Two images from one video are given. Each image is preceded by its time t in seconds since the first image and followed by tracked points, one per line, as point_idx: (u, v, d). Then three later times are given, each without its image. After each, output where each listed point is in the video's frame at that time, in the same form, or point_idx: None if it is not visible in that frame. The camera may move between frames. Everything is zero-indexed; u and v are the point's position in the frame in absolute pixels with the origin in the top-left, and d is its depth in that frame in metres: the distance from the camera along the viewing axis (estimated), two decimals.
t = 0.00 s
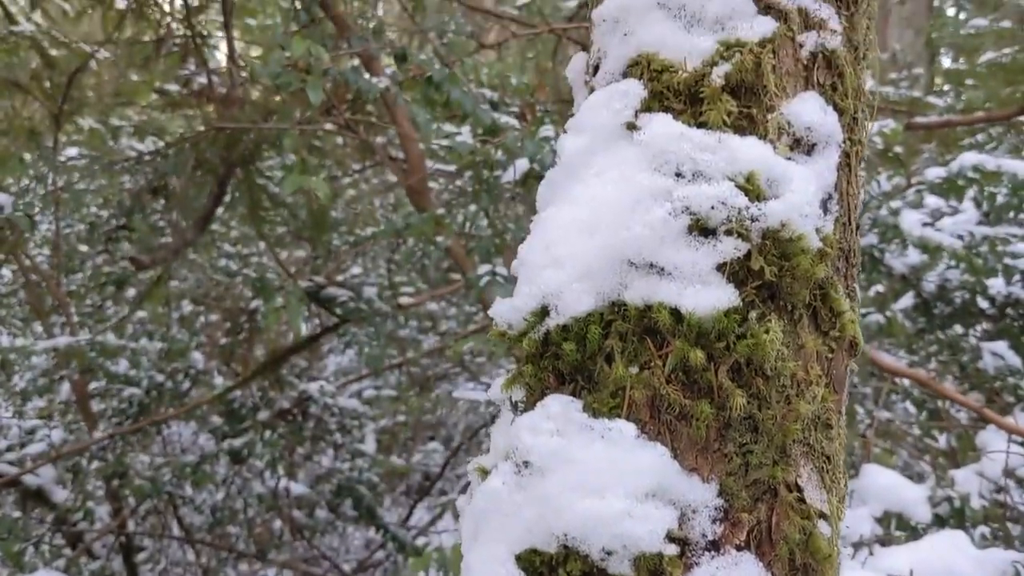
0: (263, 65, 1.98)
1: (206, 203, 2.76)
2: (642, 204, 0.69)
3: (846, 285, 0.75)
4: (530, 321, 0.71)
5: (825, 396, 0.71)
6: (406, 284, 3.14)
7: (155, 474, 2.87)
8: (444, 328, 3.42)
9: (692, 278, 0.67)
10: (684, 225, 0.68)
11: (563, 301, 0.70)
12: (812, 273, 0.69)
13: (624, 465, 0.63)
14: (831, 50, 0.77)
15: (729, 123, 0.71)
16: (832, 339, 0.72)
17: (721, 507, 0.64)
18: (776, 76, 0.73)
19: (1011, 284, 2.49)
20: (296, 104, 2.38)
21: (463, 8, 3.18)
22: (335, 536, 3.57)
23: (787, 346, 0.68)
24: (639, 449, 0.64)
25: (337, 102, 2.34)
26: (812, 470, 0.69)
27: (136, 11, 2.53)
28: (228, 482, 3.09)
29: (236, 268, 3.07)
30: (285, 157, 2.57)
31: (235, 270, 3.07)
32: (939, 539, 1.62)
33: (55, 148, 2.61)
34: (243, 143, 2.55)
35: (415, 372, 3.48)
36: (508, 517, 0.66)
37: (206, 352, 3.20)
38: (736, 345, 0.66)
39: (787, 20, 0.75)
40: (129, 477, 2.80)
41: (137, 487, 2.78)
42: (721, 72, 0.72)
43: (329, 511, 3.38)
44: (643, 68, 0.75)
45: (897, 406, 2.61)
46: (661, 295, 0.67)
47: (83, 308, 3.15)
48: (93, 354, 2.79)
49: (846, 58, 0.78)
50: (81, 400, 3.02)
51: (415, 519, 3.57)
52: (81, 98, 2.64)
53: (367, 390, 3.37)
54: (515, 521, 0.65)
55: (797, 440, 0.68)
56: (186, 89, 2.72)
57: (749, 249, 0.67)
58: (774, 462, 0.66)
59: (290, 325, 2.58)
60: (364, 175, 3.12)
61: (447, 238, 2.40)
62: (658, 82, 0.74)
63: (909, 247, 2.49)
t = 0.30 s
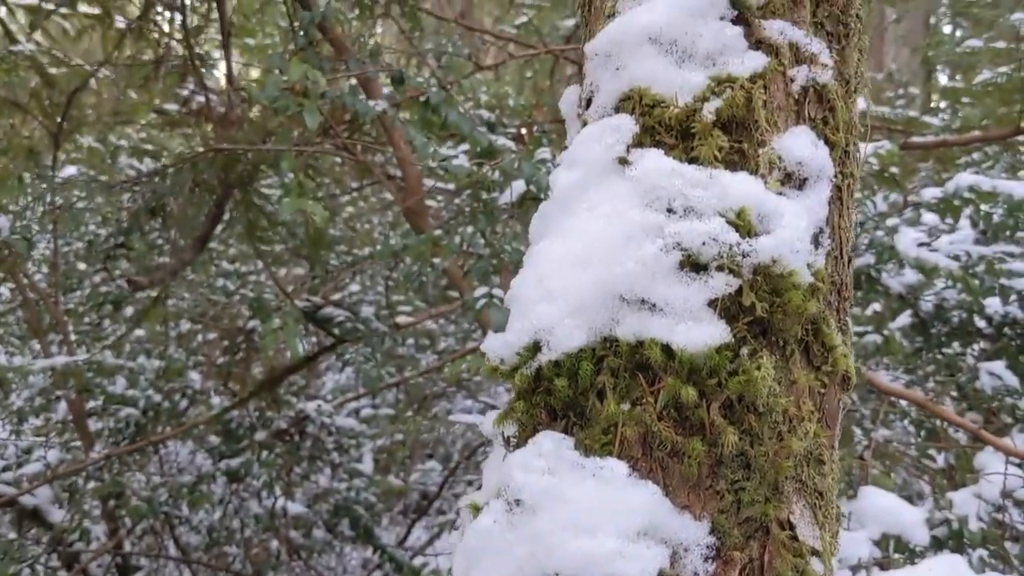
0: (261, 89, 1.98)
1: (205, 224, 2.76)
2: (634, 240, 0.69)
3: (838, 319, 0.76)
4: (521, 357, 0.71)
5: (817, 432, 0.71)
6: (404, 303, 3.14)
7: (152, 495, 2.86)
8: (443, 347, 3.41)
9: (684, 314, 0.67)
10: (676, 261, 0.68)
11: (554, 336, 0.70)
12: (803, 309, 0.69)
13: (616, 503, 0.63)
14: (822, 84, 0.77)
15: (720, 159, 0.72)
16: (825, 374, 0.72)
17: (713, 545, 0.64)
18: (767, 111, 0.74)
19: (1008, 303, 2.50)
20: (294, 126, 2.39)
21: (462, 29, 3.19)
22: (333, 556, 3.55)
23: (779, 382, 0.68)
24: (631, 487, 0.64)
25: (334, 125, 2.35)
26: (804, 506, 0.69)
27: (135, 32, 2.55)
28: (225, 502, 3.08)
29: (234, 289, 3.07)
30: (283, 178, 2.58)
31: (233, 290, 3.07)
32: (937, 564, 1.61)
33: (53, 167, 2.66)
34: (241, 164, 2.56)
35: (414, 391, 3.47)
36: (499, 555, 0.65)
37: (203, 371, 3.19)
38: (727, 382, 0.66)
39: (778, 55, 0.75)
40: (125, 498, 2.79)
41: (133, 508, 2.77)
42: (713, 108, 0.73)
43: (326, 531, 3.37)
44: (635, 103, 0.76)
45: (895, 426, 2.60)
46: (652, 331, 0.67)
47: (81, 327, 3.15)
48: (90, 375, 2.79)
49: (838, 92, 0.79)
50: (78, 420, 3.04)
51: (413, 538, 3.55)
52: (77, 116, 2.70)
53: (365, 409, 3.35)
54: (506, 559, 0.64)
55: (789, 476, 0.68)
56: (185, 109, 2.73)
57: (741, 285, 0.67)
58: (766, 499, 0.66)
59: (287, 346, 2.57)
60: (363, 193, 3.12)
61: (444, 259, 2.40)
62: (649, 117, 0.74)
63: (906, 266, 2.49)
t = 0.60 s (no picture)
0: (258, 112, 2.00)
1: (202, 244, 2.76)
2: (624, 269, 0.69)
3: (829, 346, 0.76)
4: (513, 386, 0.71)
5: (809, 459, 0.71)
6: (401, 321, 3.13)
7: (148, 515, 2.85)
8: (440, 365, 3.40)
9: (673, 343, 0.67)
10: (666, 289, 0.68)
11: (545, 365, 0.70)
12: (794, 337, 0.69)
13: (607, 533, 0.63)
14: (811, 113, 0.78)
15: (710, 188, 0.72)
16: (816, 401, 0.72)
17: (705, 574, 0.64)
18: (756, 140, 0.74)
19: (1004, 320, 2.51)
20: (290, 146, 2.39)
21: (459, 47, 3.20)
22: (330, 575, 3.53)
23: (770, 410, 0.68)
24: (622, 516, 0.64)
25: (330, 145, 2.35)
26: (796, 534, 0.69)
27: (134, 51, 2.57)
28: (222, 522, 3.07)
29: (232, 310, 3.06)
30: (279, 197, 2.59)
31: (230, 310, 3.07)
32: None
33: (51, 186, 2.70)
34: (238, 183, 2.56)
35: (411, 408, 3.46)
36: None
37: (200, 390, 3.19)
38: (718, 412, 0.66)
39: (767, 84, 0.76)
40: (121, 518, 2.78)
41: (129, 528, 2.76)
42: (702, 137, 0.73)
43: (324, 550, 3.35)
44: (625, 132, 0.76)
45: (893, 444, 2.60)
46: (643, 360, 0.67)
47: (79, 345, 3.15)
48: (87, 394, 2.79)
49: (827, 119, 0.79)
50: (75, 438, 3.01)
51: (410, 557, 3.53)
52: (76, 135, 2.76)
53: (362, 427, 3.34)
54: None
55: (781, 505, 0.68)
56: (183, 127, 2.74)
57: (731, 313, 0.68)
58: (757, 528, 0.66)
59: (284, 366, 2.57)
60: (360, 211, 3.12)
61: (440, 279, 2.40)
62: (639, 146, 0.75)
63: (902, 284, 2.49)
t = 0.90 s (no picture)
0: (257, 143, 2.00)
1: (202, 272, 2.77)
2: (622, 318, 0.69)
3: (826, 392, 0.76)
4: (511, 436, 0.71)
5: (807, 507, 0.71)
6: (400, 347, 3.13)
7: (145, 542, 2.83)
8: (439, 389, 3.39)
9: (672, 393, 0.67)
10: (664, 339, 0.68)
11: (544, 415, 0.70)
12: (791, 386, 0.70)
13: None
14: (806, 160, 0.79)
15: (707, 237, 0.73)
16: (814, 448, 0.73)
17: None
18: (752, 188, 0.75)
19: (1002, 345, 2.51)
20: (290, 175, 2.40)
21: (458, 73, 3.22)
22: None
23: (768, 459, 0.69)
24: (622, 569, 0.64)
25: (327, 173, 2.35)
26: None
27: (134, 76, 2.58)
28: (220, 548, 3.05)
29: (231, 339, 3.06)
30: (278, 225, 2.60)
31: (229, 338, 3.07)
32: None
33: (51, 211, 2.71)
34: (238, 210, 2.57)
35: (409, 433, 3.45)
36: None
37: (199, 415, 3.18)
38: (716, 462, 0.66)
39: (762, 132, 0.77)
40: (118, 545, 2.77)
41: (126, 556, 2.75)
42: (698, 187, 0.74)
43: None
44: (622, 180, 0.77)
45: (894, 469, 2.59)
46: (641, 410, 0.67)
47: (77, 370, 3.14)
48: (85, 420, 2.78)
49: (822, 166, 0.80)
50: (74, 467, 3.00)
51: None
52: (76, 160, 2.78)
53: (360, 452, 3.33)
54: None
55: (780, 555, 0.68)
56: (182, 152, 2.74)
57: (728, 363, 0.68)
58: None
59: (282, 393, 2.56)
60: (358, 236, 3.13)
61: (438, 306, 2.40)
62: (636, 195, 0.75)
63: (899, 309, 2.50)
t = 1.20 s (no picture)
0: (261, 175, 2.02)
1: (206, 300, 2.77)
2: (631, 364, 0.69)
3: (835, 435, 0.76)
4: (521, 481, 0.71)
5: (817, 552, 0.71)
6: (403, 373, 3.13)
7: (147, 570, 2.81)
8: (442, 414, 3.38)
9: (681, 440, 0.67)
10: (674, 385, 0.68)
11: (553, 462, 0.70)
12: (800, 432, 0.70)
13: None
14: (813, 203, 0.79)
15: (715, 281, 0.73)
16: (823, 492, 0.73)
17: None
18: (759, 233, 0.76)
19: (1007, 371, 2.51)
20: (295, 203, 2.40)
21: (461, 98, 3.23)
22: None
23: (778, 505, 0.69)
24: None
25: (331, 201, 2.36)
26: None
27: (138, 103, 2.60)
28: None
29: (234, 365, 3.06)
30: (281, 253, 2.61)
31: (233, 364, 3.07)
32: None
33: (55, 236, 2.73)
34: (243, 238, 2.58)
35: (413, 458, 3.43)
36: None
37: (202, 441, 3.17)
38: (727, 510, 0.66)
39: (768, 176, 0.78)
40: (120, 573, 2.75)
41: None
42: (706, 231, 0.75)
43: None
44: (629, 224, 0.77)
45: (901, 495, 2.57)
46: (651, 457, 0.67)
47: (79, 394, 3.14)
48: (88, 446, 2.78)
49: (828, 209, 0.81)
50: (76, 493, 2.98)
51: None
52: (79, 185, 2.81)
53: (364, 477, 3.31)
54: None
55: None
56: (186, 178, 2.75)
57: (738, 409, 0.68)
58: None
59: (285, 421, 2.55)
60: (361, 262, 3.13)
61: (443, 334, 2.40)
62: (644, 239, 0.76)
63: (904, 334, 2.50)
